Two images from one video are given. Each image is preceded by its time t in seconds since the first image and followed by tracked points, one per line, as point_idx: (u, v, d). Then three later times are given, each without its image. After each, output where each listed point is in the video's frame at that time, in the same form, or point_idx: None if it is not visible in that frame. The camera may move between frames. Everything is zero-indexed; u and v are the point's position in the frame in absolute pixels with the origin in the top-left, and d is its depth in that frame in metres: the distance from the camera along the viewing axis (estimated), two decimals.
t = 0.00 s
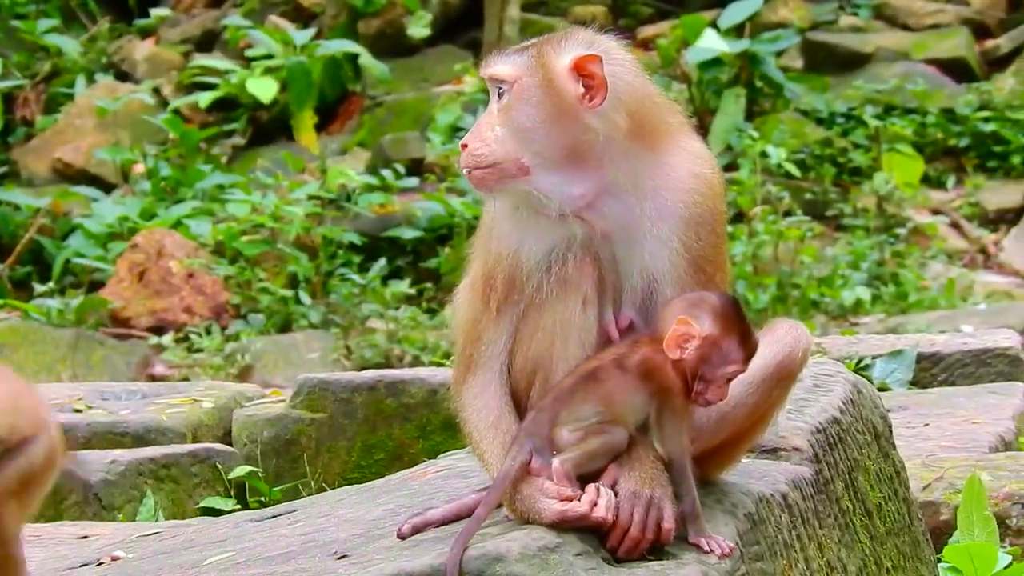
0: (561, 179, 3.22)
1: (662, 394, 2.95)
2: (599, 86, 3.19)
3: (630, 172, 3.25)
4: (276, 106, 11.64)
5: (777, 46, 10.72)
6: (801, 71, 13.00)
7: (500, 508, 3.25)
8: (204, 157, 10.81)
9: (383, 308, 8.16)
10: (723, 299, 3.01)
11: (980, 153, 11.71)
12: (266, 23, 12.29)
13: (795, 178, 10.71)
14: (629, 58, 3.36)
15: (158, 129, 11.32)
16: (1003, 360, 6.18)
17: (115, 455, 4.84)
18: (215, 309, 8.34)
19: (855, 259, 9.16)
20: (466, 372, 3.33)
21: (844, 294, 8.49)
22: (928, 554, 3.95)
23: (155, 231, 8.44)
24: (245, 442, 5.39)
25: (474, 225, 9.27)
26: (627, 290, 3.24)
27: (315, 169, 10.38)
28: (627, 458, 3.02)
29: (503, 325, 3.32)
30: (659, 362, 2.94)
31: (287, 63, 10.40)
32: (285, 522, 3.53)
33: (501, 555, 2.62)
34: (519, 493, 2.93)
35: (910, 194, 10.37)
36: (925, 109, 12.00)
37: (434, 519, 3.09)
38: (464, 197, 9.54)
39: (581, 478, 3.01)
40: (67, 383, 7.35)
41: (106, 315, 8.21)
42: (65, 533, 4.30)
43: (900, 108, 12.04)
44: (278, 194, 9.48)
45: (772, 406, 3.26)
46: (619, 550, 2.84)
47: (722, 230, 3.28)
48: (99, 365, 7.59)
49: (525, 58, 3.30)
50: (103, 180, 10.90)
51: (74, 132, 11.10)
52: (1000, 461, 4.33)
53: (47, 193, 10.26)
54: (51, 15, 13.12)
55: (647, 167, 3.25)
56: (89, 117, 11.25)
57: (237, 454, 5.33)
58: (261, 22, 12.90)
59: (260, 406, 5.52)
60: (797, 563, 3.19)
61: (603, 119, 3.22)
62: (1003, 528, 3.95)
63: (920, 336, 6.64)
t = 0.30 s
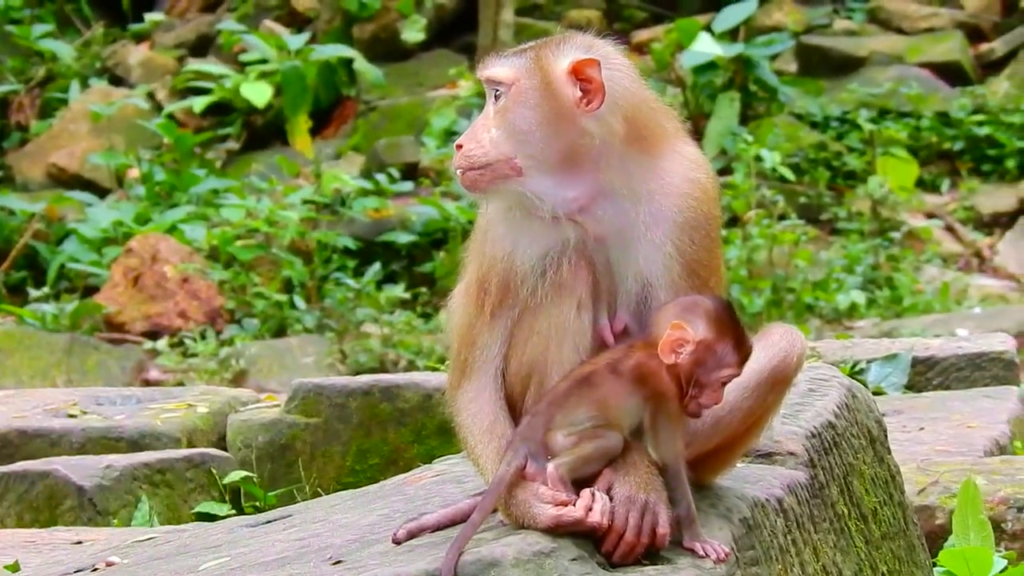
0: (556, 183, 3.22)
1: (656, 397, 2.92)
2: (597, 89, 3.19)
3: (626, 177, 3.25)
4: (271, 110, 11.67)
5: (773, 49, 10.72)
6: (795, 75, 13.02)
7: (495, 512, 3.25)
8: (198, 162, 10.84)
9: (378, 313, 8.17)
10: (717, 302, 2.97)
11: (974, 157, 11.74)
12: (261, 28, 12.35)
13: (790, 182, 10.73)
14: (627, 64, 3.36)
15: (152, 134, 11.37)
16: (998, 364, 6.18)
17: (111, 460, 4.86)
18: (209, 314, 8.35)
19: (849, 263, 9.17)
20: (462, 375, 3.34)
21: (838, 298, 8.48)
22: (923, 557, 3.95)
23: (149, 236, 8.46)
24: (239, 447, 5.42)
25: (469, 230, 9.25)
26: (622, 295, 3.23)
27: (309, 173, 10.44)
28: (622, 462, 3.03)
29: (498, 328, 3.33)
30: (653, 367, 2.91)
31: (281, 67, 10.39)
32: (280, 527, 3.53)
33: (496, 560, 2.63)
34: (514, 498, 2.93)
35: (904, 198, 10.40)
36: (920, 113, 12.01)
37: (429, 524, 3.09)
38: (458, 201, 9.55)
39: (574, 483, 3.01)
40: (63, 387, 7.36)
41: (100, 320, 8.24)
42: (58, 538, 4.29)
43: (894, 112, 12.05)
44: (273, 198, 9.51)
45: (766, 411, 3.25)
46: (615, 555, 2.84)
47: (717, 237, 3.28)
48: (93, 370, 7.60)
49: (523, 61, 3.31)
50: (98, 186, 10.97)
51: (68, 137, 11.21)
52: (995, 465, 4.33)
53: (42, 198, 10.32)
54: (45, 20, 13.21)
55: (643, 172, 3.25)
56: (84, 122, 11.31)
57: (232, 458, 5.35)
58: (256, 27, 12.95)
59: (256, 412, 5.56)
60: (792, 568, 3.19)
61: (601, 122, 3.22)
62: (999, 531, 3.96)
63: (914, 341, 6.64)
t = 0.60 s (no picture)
0: (553, 188, 3.22)
1: (651, 402, 2.94)
2: (594, 93, 3.19)
3: (622, 182, 3.25)
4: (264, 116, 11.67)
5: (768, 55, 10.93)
6: (790, 79, 13.02)
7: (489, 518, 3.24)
8: (193, 168, 10.83)
9: (374, 319, 8.20)
10: (714, 307, 2.99)
11: (969, 161, 11.75)
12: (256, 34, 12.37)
13: (785, 187, 10.73)
14: (622, 68, 3.37)
15: (146, 139, 11.38)
16: (993, 368, 6.20)
17: (105, 466, 4.86)
18: (204, 319, 8.33)
19: (844, 267, 9.17)
20: (457, 380, 3.34)
21: (833, 302, 8.48)
22: (918, 563, 3.95)
23: (144, 242, 8.39)
24: (234, 453, 5.41)
25: (463, 235, 9.26)
26: (617, 300, 3.24)
27: (304, 179, 10.46)
28: (616, 469, 3.03)
29: (494, 333, 3.33)
30: (648, 372, 2.93)
31: (276, 74, 10.65)
32: (274, 533, 3.52)
33: (490, 565, 2.62)
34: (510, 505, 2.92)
35: (898, 202, 10.42)
36: (914, 117, 12.02)
37: (423, 530, 3.08)
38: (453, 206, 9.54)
39: (569, 488, 3.01)
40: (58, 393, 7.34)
41: (95, 326, 8.23)
42: (53, 544, 4.29)
43: (889, 117, 12.06)
44: (268, 204, 9.51)
45: (760, 419, 3.26)
46: (611, 560, 2.83)
47: (711, 242, 3.29)
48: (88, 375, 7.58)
49: (520, 67, 3.30)
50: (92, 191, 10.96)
51: (62, 143, 11.23)
52: (990, 469, 4.34)
53: (36, 204, 10.32)
54: (39, 26, 13.28)
55: (639, 177, 3.25)
56: (78, 128, 11.32)
57: (226, 463, 5.34)
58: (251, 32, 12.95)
59: (251, 417, 5.55)
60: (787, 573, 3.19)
61: (598, 126, 3.21)
62: (993, 535, 3.97)
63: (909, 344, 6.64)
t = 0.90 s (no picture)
0: (547, 189, 3.21)
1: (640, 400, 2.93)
2: (588, 92, 3.17)
3: (616, 181, 3.25)
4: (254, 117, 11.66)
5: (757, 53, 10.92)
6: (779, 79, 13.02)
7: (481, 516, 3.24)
8: (181, 169, 10.86)
9: (363, 320, 8.20)
10: (705, 308, 3.00)
11: (958, 160, 11.74)
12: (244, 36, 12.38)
13: (775, 186, 10.73)
14: (612, 67, 3.36)
15: (136, 141, 11.40)
16: (984, 365, 6.19)
17: (95, 467, 4.87)
18: (194, 321, 8.35)
19: (834, 265, 9.18)
20: (448, 381, 3.33)
21: (823, 301, 8.48)
22: (909, 560, 3.96)
23: (134, 243, 8.45)
24: (225, 453, 5.41)
25: (452, 236, 9.27)
26: (608, 299, 3.25)
27: (293, 179, 10.46)
28: (608, 467, 3.03)
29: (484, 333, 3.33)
30: (638, 371, 2.93)
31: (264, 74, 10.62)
32: (266, 532, 3.53)
33: (480, 564, 2.61)
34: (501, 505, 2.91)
35: (887, 203, 10.43)
36: (904, 116, 12.02)
37: (415, 529, 3.08)
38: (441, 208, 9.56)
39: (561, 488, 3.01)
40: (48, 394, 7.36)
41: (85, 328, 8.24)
42: (45, 544, 4.30)
43: (878, 115, 12.06)
44: (256, 206, 9.53)
45: (752, 416, 3.26)
46: (602, 557, 2.83)
47: (703, 240, 3.29)
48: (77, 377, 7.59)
49: (512, 69, 3.29)
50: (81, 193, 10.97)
51: (50, 145, 11.22)
52: (980, 466, 4.35)
53: (26, 206, 10.33)
54: (26, 28, 13.35)
55: (632, 175, 3.25)
56: (68, 129, 11.33)
57: (217, 464, 5.35)
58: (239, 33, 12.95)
59: (242, 418, 5.55)
60: (778, 571, 3.19)
61: (592, 126, 3.21)
62: (984, 532, 3.98)
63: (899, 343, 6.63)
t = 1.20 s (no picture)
0: (542, 180, 3.21)
1: (634, 393, 2.90)
2: (583, 82, 3.19)
3: (610, 171, 3.24)
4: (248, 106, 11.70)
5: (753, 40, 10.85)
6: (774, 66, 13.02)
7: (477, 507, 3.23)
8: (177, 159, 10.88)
9: (359, 309, 8.21)
10: (699, 301, 2.96)
11: (955, 147, 11.74)
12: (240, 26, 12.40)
13: (771, 175, 10.75)
14: (609, 58, 3.37)
15: (132, 131, 11.43)
16: (980, 354, 6.21)
17: (93, 458, 4.87)
18: (190, 311, 8.38)
19: (830, 254, 9.19)
20: (444, 372, 3.33)
21: (819, 289, 8.49)
22: (905, 548, 3.96)
23: (129, 233, 8.50)
24: (221, 444, 5.42)
25: (448, 224, 9.27)
26: (604, 289, 3.22)
27: (289, 169, 10.48)
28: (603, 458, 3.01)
29: (481, 324, 3.32)
30: (630, 362, 2.90)
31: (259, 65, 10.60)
32: (263, 523, 3.53)
33: (476, 554, 2.57)
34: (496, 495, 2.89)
35: (884, 189, 10.43)
36: (900, 103, 12.02)
37: (410, 519, 3.07)
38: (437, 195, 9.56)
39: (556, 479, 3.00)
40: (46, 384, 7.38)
41: (81, 319, 8.26)
42: (40, 535, 4.30)
43: (873, 103, 12.06)
44: (252, 195, 9.55)
45: (748, 407, 3.24)
46: (598, 548, 2.81)
47: (698, 230, 3.29)
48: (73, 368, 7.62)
49: (508, 60, 3.31)
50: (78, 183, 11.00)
51: (46, 135, 11.24)
52: (976, 454, 4.34)
53: (22, 197, 10.35)
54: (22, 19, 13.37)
55: (627, 165, 3.25)
56: (64, 120, 11.35)
57: (213, 455, 5.36)
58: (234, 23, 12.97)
59: (239, 408, 5.56)
60: (775, 560, 3.19)
61: (587, 115, 3.21)
62: (981, 521, 3.98)
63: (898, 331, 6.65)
